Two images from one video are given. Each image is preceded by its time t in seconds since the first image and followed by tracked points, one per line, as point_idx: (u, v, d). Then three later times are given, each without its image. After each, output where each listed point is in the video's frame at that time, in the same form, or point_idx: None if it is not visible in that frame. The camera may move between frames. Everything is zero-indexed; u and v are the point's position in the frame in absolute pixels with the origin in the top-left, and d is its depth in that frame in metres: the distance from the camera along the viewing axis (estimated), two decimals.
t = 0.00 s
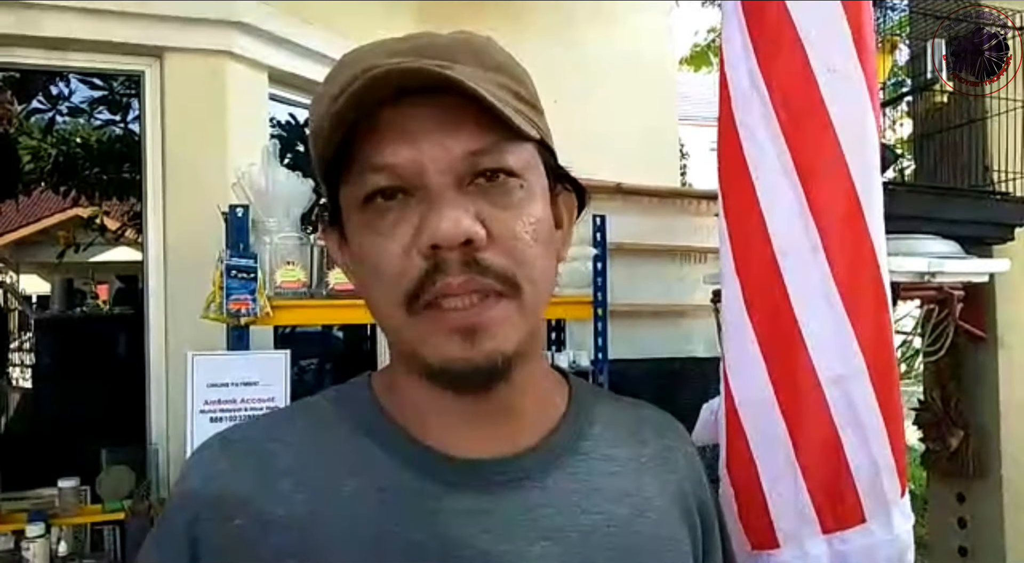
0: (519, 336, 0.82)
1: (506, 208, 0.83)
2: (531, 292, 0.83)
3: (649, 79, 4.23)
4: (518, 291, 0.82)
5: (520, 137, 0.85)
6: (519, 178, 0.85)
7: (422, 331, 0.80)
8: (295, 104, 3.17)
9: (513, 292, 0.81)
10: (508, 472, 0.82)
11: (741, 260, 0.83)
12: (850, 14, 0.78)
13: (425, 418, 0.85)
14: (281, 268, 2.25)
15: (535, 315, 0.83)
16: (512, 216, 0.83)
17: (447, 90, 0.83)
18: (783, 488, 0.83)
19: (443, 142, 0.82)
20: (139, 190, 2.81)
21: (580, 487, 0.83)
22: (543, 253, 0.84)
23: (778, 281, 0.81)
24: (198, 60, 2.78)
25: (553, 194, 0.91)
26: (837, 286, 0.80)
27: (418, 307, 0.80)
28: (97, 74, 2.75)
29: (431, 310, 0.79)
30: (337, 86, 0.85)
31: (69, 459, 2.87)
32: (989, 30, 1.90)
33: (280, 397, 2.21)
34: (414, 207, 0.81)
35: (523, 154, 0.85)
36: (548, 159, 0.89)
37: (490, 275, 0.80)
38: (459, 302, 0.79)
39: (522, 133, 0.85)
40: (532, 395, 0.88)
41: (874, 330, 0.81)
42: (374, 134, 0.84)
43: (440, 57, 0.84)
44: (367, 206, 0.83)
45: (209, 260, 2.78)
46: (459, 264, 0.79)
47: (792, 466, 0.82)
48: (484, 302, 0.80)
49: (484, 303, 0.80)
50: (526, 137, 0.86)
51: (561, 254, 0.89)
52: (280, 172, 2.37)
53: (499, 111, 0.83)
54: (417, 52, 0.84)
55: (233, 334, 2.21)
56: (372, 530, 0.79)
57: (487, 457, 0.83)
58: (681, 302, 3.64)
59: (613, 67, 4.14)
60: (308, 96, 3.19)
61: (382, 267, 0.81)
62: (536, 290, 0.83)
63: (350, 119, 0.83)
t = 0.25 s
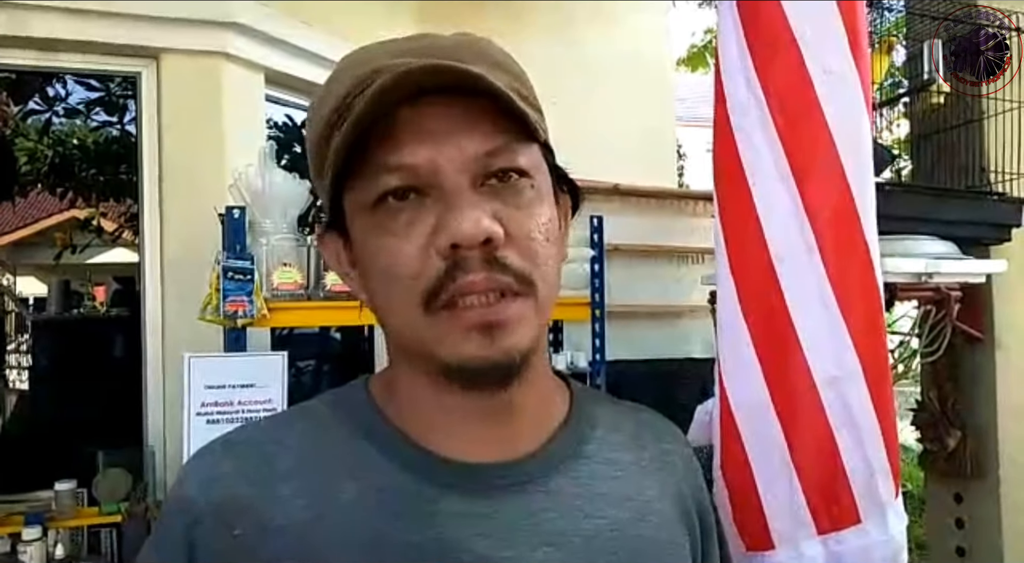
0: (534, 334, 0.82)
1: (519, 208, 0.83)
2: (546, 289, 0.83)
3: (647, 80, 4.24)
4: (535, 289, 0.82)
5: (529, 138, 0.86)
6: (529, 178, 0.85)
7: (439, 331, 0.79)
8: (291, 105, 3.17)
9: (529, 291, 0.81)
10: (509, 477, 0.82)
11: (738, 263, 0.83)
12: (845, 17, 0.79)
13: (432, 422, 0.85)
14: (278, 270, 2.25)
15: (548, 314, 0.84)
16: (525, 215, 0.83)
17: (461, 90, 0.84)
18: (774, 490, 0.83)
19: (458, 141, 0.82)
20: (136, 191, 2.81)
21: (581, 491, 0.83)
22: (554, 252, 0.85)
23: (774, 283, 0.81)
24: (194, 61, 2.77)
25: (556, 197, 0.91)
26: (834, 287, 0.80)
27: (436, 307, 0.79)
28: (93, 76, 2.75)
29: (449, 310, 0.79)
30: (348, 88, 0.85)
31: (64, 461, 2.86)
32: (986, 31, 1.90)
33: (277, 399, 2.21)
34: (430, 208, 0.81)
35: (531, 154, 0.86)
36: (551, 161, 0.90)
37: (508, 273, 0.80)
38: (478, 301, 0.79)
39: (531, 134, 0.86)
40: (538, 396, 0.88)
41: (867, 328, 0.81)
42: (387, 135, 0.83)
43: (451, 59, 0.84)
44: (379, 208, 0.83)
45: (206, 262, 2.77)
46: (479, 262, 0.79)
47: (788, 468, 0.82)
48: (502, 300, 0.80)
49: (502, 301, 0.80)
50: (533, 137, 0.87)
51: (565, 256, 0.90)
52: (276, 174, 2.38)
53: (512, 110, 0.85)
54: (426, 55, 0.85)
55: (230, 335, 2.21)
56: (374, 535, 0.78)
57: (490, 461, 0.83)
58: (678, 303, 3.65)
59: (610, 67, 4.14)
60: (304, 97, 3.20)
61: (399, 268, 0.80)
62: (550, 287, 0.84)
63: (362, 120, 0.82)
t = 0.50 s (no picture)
0: (531, 330, 0.82)
1: (521, 203, 0.83)
2: (544, 288, 0.83)
3: (646, 80, 4.24)
4: (533, 285, 0.81)
5: (534, 133, 0.86)
6: (532, 173, 0.85)
7: (435, 326, 0.79)
8: (290, 103, 3.16)
9: (526, 286, 0.81)
10: (508, 476, 0.81)
11: (733, 258, 0.82)
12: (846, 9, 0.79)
13: (430, 419, 0.85)
14: (276, 268, 2.24)
15: (546, 311, 0.83)
16: (526, 211, 0.83)
17: (466, 80, 0.84)
18: (771, 492, 0.83)
19: (462, 132, 0.82)
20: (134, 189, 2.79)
21: (581, 490, 0.82)
22: (554, 249, 0.85)
23: (769, 280, 0.81)
24: (193, 59, 2.77)
25: (560, 195, 0.91)
26: (831, 284, 0.80)
27: (432, 299, 0.79)
28: (92, 73, 2.74)
29: (445, 303, 0.79)
30: (352, 72, 0.84)
31: (59, 459, 2.86)
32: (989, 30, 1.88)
33: (275, 397, 2.20)
34: (429, 199, 0.81)
35: (536, 150, 0.86)
36: (556, 158, 0.90)
37: (506, 267, 0.79)
38: (474, 294, 0.78)
39: (536, 129, 0.86)
40: (535, 394, 0.88)
41: (865, 326, 0.80)
42: (387, 118, 0.83)
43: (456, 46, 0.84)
44: (377, 196, 0.82)
45: (204, 260, 2.77)
46: (477, 255, 0.78)
47: (784, 468, 0.82)
48: (500, 295, 0.79)
49: (500, 296, 0.79)
50: (538, 133, 0.86)
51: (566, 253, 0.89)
52: (274, 173, 2.38)
53: (517, 102, 0.84)
54: (432, 41, 0.84)
55: (227, 334, 2.20)
56: (372, 535, 0.78)
57: (487, 462, 0.82)
58: (676, 302, 3.65)
59: (610, 67, 4.13)
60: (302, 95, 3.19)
61: (395, 259, 0.80)
62: (549, 285, 0.84)
63: (361, 107, 0.82)
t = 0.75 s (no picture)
0: (527, 329, 0.81)
1: (519, 203, 0.83)
2: (542, 289, 0.83)
3: (643, 79, 4.24)
4: (530, 286, 0.81)
5: (534, 133, 0.86)
6: (532, 174, 0.85)
7: (433, 326, 0.79)
8: (287, 102, 3.15)
9: (523, 286, 0.81)
10: (507, 476, 0.81)
11: (729, 258, 0.83)
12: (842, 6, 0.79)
13: (428, 419, 0.84)
14: (274, 267, 2.24)
15: (544, 312, 0.84)
16: (525, 211, 0.83)
17: (465, 78, 0.83)
18: (766, 491, 0.83)
19: (461, 132, 0.82)
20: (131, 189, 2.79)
21: (580, 490, 0.82)
22: (552, 250, 0.85)
23: (766, 277, 0.81)
24: (190, 58, 2.76)
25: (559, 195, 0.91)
26: (828, 282, 0.79)
27: (429, 300, 0.79)
28: (89, 73, 2.73)
29: (443, 303, 0.78)
30: (350, 70, 0.84)
31: (56, 459, 2.85)
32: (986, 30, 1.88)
33: (272, 397, 2.20)
34: (429, 199, 0.80)
35: (536, 150, 0.86)
36: (555, 159, 0.90)
37: (505, 267, 0.79)
38: (472, 295, 0.78)
39: (537, 129, 0.86)
40: (533, 393, 0.87)
41: (863, 325, 0.80)
42: (392, 114, 0.82)
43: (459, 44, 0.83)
44: (377, 194, 0.82)
45: (202, 260, 2.76)
46: (476, 255, 0.78)
47: (779, 468, 0.82)
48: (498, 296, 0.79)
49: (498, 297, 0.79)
50: (538, 134, 0.86)
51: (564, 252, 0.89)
52: (272, 171, 2.37)
53: (517, 100, 0.84)
54: (433, 39, 0.84)
55: (225, 333, 2.19)
56: (370, 536, 0.78)
57: (485, 463, 0.82)
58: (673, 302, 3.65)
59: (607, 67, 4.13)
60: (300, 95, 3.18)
61: (394, 257, 0.80)
62: (546, 286, 0.84)
63: (360, 105, 0.82)
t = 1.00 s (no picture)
0: (535, 329, 0.82)
1: (531, 197, 0.83)
2: (550, 283, 0.83)
3: (642, 77, 4.24)
4: (540, 282, 0.81)
5: (543, 128, 0.86)
6: (542, 169, 0.85)
7: (442, 321, 0.79)
8: (283, 98, 3.14)
9: (535, 283, 0.81)
10: (505, 472, 0.81)
11: (725, 258, 0.85)
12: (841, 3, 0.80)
13: (429, 416, 0.84)
14: (271, 263, 2.24)
15: (552, 306, 0.84)
16: (536, 206, 0.83)
17: (478, 69, 0.83)
18: (759, 490, 0.85)
19: (477, 125, 0.82)
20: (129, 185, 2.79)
21: (579, 485, 0.82)
22: (561, 245, 0.85)
23: (761, 275, 0.83)
24: (187, 53, 2.76)
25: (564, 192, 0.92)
26: (823, 281, 0.81)
27: (439, 294, 0.79)
28: (86, 69, 2.73)
29: (451, 297, 0.78)
30: (361, 60, 0.83)
31: (52, 454, 2.84)
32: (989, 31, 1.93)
33: (270, 393, 2.20)
34: (442, 191, 0.80)
35: (545, 145, 0.86)
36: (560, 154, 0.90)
37: (517, 263, 0.79)
38: (483, 290, 0.78)
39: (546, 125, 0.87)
40: (534, 389, 0.87)
41: (858, 325, 0.82)
42: (407, 105, 0.82)
43: (472, 34, 0.83)
44: (387, 185, 0.82)
45: (200, 256, 2.77)
46: (490, 249, 0.78)
47: (773, 470, 0.85)
48: (510, 292, 0.79)
49: (510, 293, 0.79)
50: (546, 129, 0.87)
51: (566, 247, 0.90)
52: (269, 166, 2.36)
53: (528, 93, 0.85)
54: (447, 29, 0.84)
55: (223, 329, 2.18)
56: (369, 531, 0.78)
57: (486, 458, 0.82)
58: (671, 299, 3.65)
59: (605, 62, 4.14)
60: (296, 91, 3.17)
61: (403, 248, 0.80)
62: (554, 279, 0.84)
63: (375, 95, 0.81)
